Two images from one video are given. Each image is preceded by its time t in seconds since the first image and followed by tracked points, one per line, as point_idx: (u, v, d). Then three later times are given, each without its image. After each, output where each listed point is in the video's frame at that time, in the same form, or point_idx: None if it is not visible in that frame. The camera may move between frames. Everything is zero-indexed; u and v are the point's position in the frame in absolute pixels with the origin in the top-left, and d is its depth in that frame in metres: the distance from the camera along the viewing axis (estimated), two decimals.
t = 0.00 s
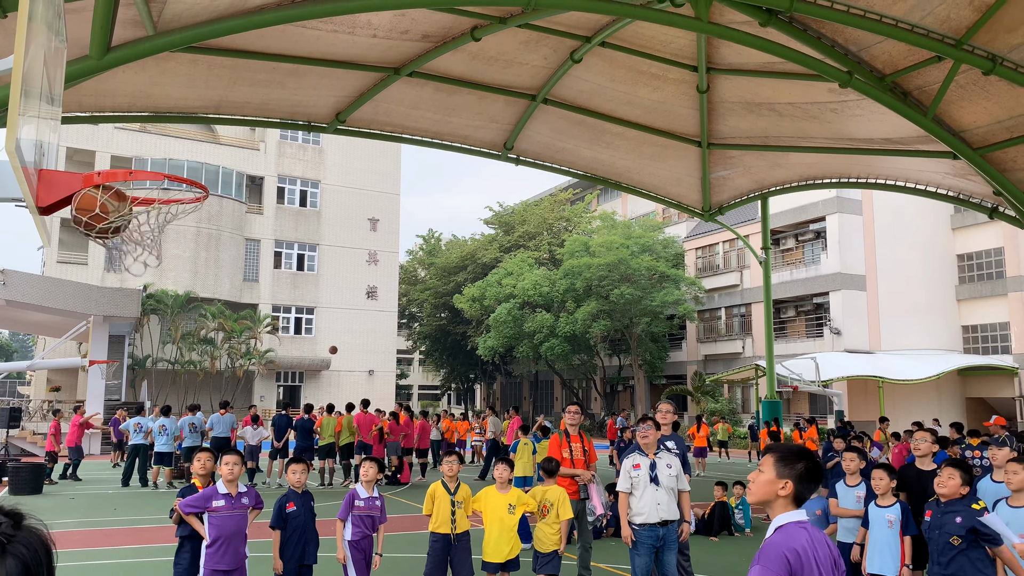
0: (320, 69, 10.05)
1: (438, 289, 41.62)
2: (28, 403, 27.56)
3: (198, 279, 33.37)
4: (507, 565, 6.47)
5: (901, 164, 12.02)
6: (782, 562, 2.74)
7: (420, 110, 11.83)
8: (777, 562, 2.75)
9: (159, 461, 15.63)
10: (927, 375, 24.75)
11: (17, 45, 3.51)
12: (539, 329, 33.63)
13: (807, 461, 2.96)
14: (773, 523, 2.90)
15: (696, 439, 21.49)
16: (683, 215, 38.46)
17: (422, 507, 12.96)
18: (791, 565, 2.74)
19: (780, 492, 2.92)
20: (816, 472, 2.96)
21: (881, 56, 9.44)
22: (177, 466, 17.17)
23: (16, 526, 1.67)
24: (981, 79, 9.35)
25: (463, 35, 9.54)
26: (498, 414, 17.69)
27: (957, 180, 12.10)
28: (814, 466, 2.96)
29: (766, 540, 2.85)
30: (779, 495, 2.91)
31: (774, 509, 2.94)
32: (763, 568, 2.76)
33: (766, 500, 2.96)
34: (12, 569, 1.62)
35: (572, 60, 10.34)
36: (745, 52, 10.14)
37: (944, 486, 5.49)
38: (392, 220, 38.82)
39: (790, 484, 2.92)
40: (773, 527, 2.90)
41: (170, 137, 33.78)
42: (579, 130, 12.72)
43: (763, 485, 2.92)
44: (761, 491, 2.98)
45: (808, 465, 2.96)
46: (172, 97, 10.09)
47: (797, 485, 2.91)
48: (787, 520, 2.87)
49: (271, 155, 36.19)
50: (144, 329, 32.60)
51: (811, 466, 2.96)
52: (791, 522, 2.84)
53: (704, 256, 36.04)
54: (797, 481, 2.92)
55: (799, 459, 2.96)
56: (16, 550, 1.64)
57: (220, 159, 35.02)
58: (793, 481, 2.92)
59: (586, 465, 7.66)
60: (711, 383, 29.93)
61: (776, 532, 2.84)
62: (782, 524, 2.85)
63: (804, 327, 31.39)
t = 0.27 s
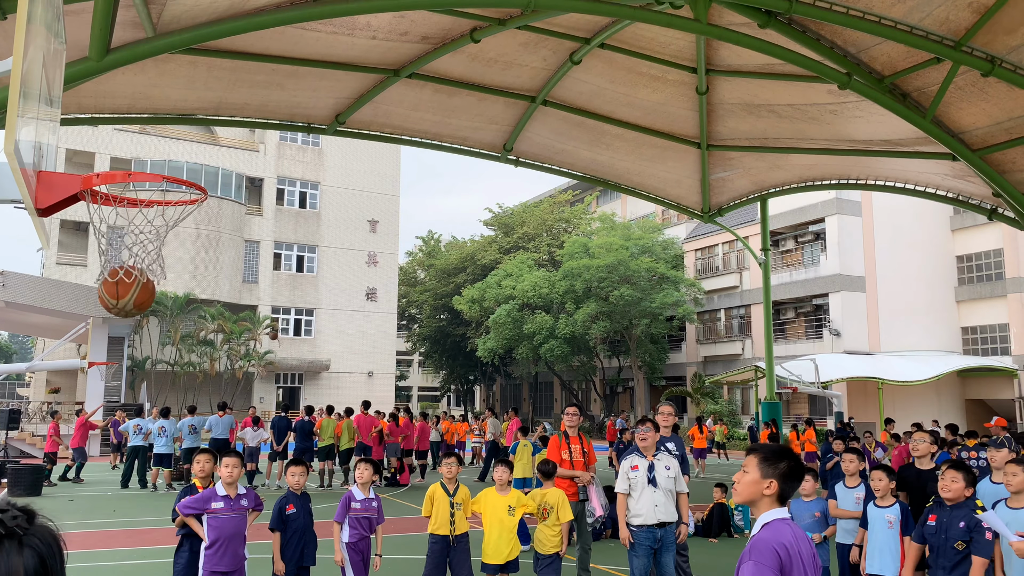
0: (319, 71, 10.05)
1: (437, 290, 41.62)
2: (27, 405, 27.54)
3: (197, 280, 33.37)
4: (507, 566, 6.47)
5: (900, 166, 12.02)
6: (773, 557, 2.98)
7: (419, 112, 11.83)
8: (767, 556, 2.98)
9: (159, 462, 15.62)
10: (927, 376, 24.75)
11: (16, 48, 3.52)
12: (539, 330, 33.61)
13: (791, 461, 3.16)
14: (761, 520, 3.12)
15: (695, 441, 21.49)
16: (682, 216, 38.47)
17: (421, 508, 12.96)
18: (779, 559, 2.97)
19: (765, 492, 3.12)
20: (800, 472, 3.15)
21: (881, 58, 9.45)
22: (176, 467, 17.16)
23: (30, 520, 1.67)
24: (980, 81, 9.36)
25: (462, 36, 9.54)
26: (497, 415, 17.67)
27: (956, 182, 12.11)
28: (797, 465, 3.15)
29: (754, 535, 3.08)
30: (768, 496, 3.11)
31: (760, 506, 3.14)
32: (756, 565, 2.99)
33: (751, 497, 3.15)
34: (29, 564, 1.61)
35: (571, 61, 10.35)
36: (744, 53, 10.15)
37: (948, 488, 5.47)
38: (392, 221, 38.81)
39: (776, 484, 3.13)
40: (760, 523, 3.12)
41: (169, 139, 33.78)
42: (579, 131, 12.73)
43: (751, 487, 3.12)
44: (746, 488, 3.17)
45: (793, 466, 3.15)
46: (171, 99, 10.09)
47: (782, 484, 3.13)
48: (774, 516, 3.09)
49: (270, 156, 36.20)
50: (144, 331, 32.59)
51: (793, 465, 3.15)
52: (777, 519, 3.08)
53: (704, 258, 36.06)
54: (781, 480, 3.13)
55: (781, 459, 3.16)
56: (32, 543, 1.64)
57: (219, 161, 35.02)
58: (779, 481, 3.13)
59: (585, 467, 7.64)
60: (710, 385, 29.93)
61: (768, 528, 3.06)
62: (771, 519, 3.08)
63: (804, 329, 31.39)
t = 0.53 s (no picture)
0: (319, 72, 10.05)
1: (437, 291, 41.63)
2: (26, 406, 27.52)
3: (196, 281, 33.38)
4: (506, 566, 6.47)
5: (900, 166, 12.01)
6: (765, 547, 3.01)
7: (418, 112, 11.83)
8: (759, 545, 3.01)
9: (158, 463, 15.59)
10: (926, 376, 24.75)
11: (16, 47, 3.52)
12: (538, 331, 33.59)
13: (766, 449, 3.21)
14: (752, 511, 3.15)
15: (694, 441, 21.51)
16: (682, 217, 38.47)
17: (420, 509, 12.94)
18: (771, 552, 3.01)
19: (752, 485, 3.17)
20: (777, 458, 3.19)
21: (880, 58, 9.45)
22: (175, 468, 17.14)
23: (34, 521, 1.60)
24: (979, 81, 9.37)
25: (461, 37, 9.54)
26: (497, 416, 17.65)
27: (955, 182, 12.11)
28: (773, 451, 3.20)
29: (748, 526, 3.10)
30: (753, 489, 3.16)
31: (749, 499, 3.18)
32: (747, 552, 3.02)
33: (741, 492, 3.20)
34: (25, 560, 1.54)
35: (571, 62, 10.35)
36: (744, 54, 10.15)
37: (942, 490, 5.41)
38: (391, 222, 38.78)
39: (758, 476, 3.17)
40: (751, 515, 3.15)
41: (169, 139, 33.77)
42: (578, 131, 12.73)
43: (733, 481, 3.17)
44: (735, 485, 3.22)
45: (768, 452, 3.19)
46: (171, 99, 10.09)
47: (763, 474, 3.16)
48: (762, 508, 3.12)
49: (270, 157, 36.19)
50: (143, 331, 32.61)
51: (769, 451, 3.20)
52: (769, 510, 3.11)
53: (703, 258, 36.06)
54: (763, 468, 3.17)
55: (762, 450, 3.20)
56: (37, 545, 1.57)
57: (219, 161, 35.01)
58: (759, 471, 3.17)
59: (585, 467, 7.65)
60: (710, 385, 29.94)
61: (757, 521, 3.09)
62: (762, 511, 3.11)
63: (804, 329, 31.39)
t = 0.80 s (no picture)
0: (318, 71, 10.05)
1: (436, 290, 41.65)
2: (25, 405, 27.52)
3: (195, 280, 33.40)
4: (505, 565, 6.48)
5: (899, 165, 12.03)
6: (755, 542, 3.03)
7: (417, 111, 11.83)
8: (749, 539, 3.04)
9: (157, 462, 15.60)
10: (924, 376, 24.79)
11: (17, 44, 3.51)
12: (537, 330, 33.58)
13: (746, 446, 3.24)
14: (744, 509, 3.17)
15: (692, 439, 21.55)
16: (681, 216, 38.50)
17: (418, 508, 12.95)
18: (761, 546, 3.03)
19: (740, 485, 3.20)
20: (758, 453, 3.22)
21: (878, 57, 9.46)
22: (174, 467, 17.13)
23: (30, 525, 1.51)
24: (977, 81, 9.38)
25: (460, 36, 9.55)
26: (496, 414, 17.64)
27: (953, 181, 12.13)
28: (753, 448, 3.23)
29: (739, 522, 3.13)
30: (740, 488, 3.19)
31: (741, 499, 3.20)
32: (737, 548, 3.04)
33: (733, 494, 3.23)
34: None
35: (570, 61, 10.36)
36: (742, 53, 10.16)
37: (932, 494, 5.49)
38: (390, 221, 38.78)
39: (743, 475, 3.20)
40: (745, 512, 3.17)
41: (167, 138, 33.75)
42: (577, 131, 12.73)
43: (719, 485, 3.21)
44: (726, 489, 3.26)
45: (746, 448, 3.23)
46: (169, 98, 10.09)
47: (747, 471, 3.20)
48: (754, 505, 3.14)
49: (269, 156, 36.18)
50: (142, 330, 32.63)
51: (749, 449, 3.23)
52: (761, 506, 3.13)
53: (702, 257, 36.08)
54: (746, 466, 3.21)
55: (747, 449, 3.23)
56: (14, 552, 1.45)
57: (217, 160, 34.99)
58: (743, 469, 3.20)
59: (582, 466, 7.67)
60: (709, 384, 29.96)
61: (749, 517, 3.11)
62: (753, 508, 3.13)
63: (802, 328, 31.40)
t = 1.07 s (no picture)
0: (316, 69, 10.06)
1: (434, 289, 41.67)
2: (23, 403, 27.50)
3: (193, 278, 33.43)
4: (504, 563, 6.49)
5: (897, 165, 12.04)
6: (743, 536, 3.05)
7: (416, 110, 11.84)
8: (737, 535, 3.06)
9: (155, 460, 15.61)
10: (922, 374, 24.83)
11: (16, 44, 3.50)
12: (536, 329, 33.58)
13: (747, 441, 3.23)
14: (740, 506, 3.20)
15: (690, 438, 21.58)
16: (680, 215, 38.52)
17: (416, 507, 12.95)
18: (749, 540, 3.05)
19: (736, 482, 3.20)
20: (755, 450, 3.21)
21: (877, 56, 9.47)
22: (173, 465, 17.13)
23: (38, 526, 1.53)
24: (976, 80, 9.39)
25: (459, 35, 9.55)
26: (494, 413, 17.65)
27: (951, 181, 12.15)
28: (751, 446, 3.22)
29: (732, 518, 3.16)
30: (736, 485, 3.20)
31: (735, 495, 3.22)
32: (726, 542, 3.05)
33: (729, 490, 3.24)
34: None
35: (569, 60, 10.36)
36: (740, 52, 10.16)
37: (942, 505, 4.86)
38: (389, 220, 38.77)
39: (739, 472, 3.20)
40: (739, 509, 3.20)
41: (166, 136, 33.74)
42: (576, 130, 12.74)
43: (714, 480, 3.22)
44: (723, 486, 3.28)
45: (743, 446, 3.22)
46: (168, 97, 10.09)
47: (743, 469, 3.19)
48: (751, 501, 3.16)
49: (267, 154, 36.15)
50: (141, 329, 32.64)
51: (746, 447, 3.22)
52: (755, 503, 3.15)
53: (701, 256, 36.11)
54: (741, 463, 3.20)
55: (746, 446, 3.22)
56: (18, 556, 1.48)
57: (216, 159, 34.96)
58: (739, 467, 3.20)
59: (578, 464, 7.72)
60: (707, 383, 29.99)
61: (740, 513, 3.15)
62: (746, 504, 3.17)
63: (800, 327, 31.42)
